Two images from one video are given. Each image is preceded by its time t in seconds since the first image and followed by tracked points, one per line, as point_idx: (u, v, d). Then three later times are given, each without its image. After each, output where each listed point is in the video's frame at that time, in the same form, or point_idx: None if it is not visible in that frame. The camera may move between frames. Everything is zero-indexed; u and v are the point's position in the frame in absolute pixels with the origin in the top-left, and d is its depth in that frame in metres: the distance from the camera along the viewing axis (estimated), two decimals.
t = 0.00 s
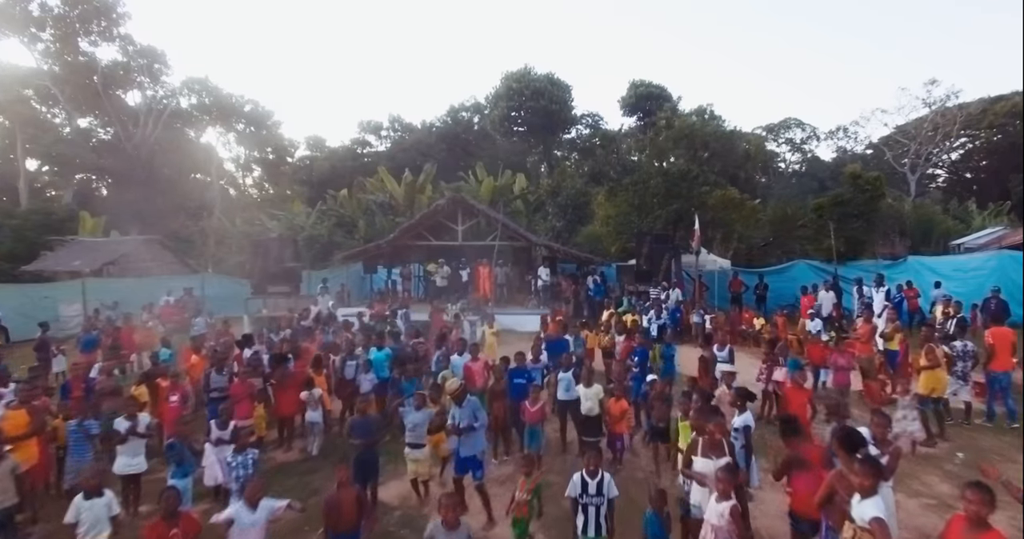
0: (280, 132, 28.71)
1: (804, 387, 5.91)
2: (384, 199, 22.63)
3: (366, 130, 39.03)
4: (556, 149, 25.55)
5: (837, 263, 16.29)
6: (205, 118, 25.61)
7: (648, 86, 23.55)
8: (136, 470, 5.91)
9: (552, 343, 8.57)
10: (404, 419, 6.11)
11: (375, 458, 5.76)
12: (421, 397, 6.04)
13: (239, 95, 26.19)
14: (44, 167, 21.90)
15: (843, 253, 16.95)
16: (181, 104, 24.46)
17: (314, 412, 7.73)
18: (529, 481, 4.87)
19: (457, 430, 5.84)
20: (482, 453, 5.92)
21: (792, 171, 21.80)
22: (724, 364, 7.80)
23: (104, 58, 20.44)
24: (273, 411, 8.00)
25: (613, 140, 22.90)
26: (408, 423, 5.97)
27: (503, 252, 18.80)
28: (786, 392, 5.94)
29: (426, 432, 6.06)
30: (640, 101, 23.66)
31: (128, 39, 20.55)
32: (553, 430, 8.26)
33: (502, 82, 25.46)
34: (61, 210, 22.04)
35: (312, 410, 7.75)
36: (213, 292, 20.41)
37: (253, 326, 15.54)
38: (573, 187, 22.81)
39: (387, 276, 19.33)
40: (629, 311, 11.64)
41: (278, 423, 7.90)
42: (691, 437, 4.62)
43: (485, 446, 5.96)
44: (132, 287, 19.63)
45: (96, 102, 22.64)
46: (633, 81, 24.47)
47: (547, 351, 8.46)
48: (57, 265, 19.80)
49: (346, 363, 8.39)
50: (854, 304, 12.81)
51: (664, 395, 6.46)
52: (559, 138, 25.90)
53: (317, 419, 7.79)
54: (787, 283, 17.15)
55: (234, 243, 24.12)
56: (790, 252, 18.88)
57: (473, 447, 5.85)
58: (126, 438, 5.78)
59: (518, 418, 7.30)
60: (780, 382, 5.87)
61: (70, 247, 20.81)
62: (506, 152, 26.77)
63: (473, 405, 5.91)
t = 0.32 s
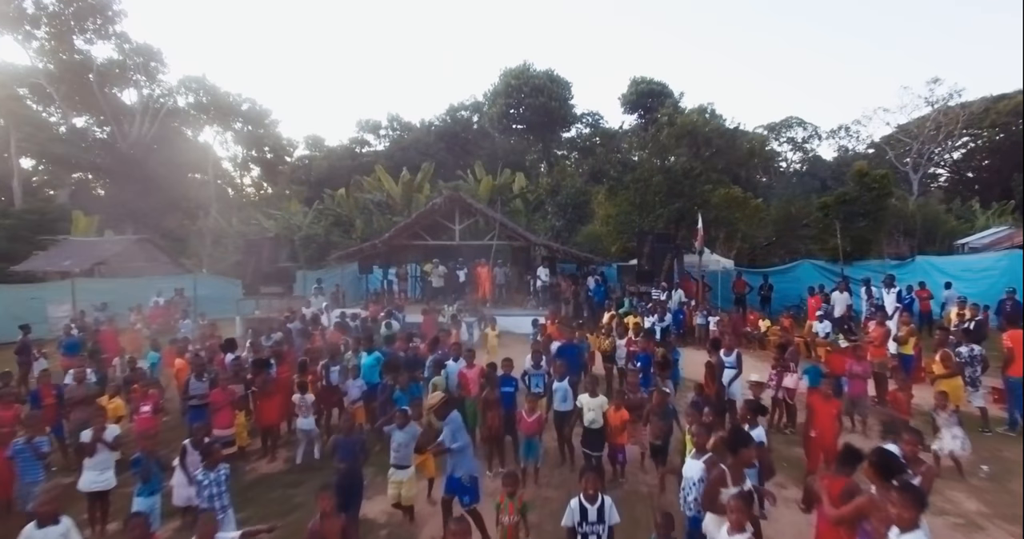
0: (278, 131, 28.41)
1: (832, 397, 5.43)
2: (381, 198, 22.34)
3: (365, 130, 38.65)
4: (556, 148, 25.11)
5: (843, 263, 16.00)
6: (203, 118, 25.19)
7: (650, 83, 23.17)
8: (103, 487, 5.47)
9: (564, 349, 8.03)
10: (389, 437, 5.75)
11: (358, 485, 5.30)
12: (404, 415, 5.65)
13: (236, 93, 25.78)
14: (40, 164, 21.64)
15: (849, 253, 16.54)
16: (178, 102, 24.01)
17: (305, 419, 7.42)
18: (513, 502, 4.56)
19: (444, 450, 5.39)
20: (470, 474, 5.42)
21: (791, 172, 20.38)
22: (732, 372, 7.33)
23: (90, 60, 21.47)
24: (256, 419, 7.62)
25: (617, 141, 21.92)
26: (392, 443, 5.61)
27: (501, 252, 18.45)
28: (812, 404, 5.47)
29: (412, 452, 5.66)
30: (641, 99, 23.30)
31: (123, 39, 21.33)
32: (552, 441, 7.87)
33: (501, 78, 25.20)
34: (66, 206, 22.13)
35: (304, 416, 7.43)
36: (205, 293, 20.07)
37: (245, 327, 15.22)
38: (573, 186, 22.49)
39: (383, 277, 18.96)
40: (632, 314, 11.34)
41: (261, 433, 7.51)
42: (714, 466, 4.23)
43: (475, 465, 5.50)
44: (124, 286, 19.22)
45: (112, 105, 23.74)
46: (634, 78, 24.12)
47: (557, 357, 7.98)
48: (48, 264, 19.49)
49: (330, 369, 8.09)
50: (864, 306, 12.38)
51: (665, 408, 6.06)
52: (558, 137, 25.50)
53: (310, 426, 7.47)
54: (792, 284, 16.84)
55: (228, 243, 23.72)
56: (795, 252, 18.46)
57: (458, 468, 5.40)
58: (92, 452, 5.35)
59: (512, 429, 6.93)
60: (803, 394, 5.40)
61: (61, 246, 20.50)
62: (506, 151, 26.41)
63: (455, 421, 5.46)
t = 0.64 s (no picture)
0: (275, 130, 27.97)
1: (866, 413, 5.34)
2: (379, 197, 21.92)
3: (363, 128, 38.16)
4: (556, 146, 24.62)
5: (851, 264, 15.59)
6: (201, 116, 25.20)
7: (652, 80, 22.76)
8: (63, 512, 5.06)
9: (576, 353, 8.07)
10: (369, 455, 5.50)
11: (346, 518, 5.32)
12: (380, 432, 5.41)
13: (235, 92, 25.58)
14: (39, 164, 19.30)
15: (857, 253, 16.10)
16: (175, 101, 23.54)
17: (298, 431, 7.10)
18: (499, 529, 4.35)
19: (418, 479, 5.18)
20: (443, 509, 5.21)
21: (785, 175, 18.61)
22: (743, 381, 6.86)
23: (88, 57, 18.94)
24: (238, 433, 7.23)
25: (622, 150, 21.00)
26: (371, 461, 5.36)
27: (500, 253, 18.02)
28: (845, 420, 5.37)
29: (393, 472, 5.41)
30: (642, 97, 22.85)
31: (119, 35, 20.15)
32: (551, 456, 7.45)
33: (500, 76, 24.89)
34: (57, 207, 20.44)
35: (298, 429, 7.10)
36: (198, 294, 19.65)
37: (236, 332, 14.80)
38: (573, 185, 21.97)
39: (379, 278, 18.53)
40: (636, 317, 11.03)
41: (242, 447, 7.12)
42: (752, 506, 3.67)
43: (450, 497, 5.28)
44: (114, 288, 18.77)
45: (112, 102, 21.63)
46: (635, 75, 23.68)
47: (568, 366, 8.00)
48: (37, 265, 19.09)
49: (315, 377, 7.64)
50: (874, 310, 11.96)
51: (667, 431, 5.77)
52: (558, 136, 25.05)
53: (303, 439, 7.13)
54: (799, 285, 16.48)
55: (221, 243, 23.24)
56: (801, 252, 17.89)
57: (431, 502, 5.18)
58: (51, 474, 4.99)
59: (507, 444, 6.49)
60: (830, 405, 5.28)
61: (53, 246, 20.12)
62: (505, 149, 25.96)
63: (429, 448, 5.18)
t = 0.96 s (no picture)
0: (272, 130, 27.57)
1: (895, 442, 4.87)
2: (376, 199, 21.13)
3: (362, 127, 37.74)
4: (556, 146, 24.17)
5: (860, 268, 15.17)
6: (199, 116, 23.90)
7: (654, 79, 22.31)
8: None
9: (585, 369, 7.70)
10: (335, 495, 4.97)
11: None
12: (344, 470, 4.83)
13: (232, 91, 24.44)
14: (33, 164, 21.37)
15: (865, 257, 15.66)
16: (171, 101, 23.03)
17: (280, 449, 6.77)
18: None
19: (391, 535, 4.13)
20: None
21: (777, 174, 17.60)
22: (756, 402, 6.48)
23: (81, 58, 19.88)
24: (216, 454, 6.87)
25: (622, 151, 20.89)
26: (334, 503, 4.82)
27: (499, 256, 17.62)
28: (876, 451, 4.85)
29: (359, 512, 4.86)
30: (645, 97, 22.38)
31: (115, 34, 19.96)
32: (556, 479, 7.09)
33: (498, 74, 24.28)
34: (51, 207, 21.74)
35: (280, 446, 6.79)
36: (190, 299, 19.30)
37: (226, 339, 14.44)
38: (573, 186, 21.59)
39: (375, 282, 18.12)
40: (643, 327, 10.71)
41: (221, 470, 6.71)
42: None
43: None
44: (105, 292, 18.35)
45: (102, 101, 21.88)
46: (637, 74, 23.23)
47: (578, 383, 7.66)
48: (25, 269, 18.78)
49: (301, 395, 7.14)
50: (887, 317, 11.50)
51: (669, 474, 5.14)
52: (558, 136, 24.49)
53: (285, 456, 6.82)
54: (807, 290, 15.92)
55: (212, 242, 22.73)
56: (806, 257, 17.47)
57: None
58: None
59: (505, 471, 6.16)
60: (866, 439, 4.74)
61: (42, 250, 19.80)
62: (505, 149, 25.50)
63: (401, 494, 4.20)
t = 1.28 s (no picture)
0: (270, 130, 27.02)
1: (944, 496, 4.96)
2: (374, 201, 20.52)
3: (360, 127, 37.21)
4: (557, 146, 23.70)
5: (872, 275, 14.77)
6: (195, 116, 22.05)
7: (658, 80, 21.79)
8: None
9: (597, 397, 7.31)
10: None
11: None
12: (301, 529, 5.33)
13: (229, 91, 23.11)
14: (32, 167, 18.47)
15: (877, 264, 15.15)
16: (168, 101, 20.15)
17: (261, 477, 6.46)
18: None
19: None
20: None
21: (796, 170, 15.35)
22: (777, 431, 6.00)
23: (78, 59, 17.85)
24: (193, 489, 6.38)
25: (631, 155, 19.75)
26: None
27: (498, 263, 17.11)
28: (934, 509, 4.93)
29: None
30: (649, 97, 21.85)
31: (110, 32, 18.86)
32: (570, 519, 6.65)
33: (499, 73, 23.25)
34: (41, 210, 18.79)
35: (260, 475, 6.46)
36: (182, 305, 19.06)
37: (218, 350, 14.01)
38: (575, 188, 21.17)
39: (371, 288, 17.65)
40: (650, 338, 10.37)
41: (200, 505, 6.28)
42: None
43: None
44: (95, 300, 17.99)
45: (104, 103, 19.40)
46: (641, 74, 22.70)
47: (588, 407, 7.32)
48: (13, 275, 18.34)
49: (290, 421, 6.78)
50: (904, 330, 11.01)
51: None
52: (559, 137, 22.93)
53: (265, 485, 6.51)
54: (815, 297, 15.90)
55: (207, 247, 21.38)
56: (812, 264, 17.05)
57: None
58: None
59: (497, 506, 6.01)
60: (939, 493, 4.87)
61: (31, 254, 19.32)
62: (506, 151, 24.97)
63: None
